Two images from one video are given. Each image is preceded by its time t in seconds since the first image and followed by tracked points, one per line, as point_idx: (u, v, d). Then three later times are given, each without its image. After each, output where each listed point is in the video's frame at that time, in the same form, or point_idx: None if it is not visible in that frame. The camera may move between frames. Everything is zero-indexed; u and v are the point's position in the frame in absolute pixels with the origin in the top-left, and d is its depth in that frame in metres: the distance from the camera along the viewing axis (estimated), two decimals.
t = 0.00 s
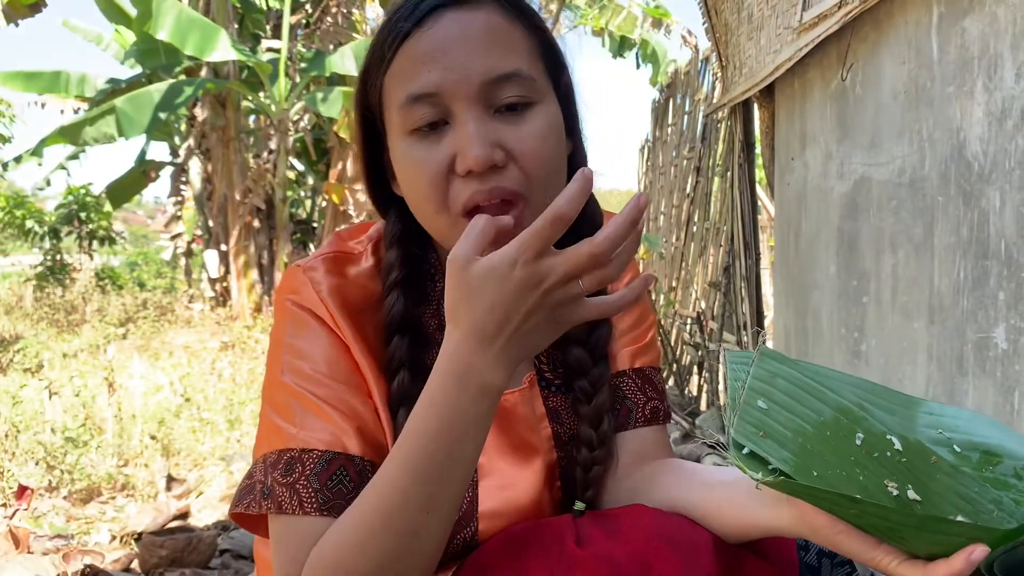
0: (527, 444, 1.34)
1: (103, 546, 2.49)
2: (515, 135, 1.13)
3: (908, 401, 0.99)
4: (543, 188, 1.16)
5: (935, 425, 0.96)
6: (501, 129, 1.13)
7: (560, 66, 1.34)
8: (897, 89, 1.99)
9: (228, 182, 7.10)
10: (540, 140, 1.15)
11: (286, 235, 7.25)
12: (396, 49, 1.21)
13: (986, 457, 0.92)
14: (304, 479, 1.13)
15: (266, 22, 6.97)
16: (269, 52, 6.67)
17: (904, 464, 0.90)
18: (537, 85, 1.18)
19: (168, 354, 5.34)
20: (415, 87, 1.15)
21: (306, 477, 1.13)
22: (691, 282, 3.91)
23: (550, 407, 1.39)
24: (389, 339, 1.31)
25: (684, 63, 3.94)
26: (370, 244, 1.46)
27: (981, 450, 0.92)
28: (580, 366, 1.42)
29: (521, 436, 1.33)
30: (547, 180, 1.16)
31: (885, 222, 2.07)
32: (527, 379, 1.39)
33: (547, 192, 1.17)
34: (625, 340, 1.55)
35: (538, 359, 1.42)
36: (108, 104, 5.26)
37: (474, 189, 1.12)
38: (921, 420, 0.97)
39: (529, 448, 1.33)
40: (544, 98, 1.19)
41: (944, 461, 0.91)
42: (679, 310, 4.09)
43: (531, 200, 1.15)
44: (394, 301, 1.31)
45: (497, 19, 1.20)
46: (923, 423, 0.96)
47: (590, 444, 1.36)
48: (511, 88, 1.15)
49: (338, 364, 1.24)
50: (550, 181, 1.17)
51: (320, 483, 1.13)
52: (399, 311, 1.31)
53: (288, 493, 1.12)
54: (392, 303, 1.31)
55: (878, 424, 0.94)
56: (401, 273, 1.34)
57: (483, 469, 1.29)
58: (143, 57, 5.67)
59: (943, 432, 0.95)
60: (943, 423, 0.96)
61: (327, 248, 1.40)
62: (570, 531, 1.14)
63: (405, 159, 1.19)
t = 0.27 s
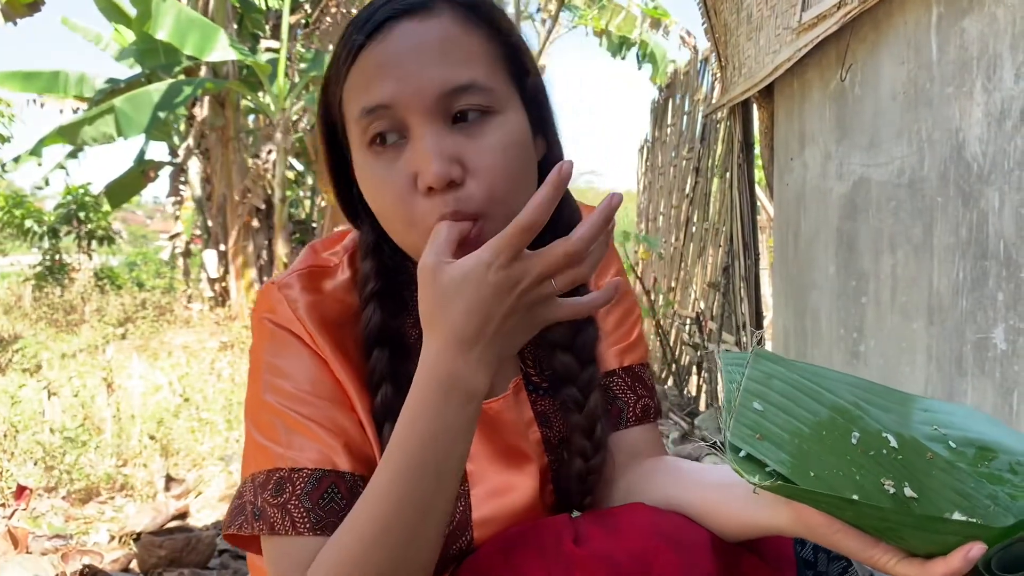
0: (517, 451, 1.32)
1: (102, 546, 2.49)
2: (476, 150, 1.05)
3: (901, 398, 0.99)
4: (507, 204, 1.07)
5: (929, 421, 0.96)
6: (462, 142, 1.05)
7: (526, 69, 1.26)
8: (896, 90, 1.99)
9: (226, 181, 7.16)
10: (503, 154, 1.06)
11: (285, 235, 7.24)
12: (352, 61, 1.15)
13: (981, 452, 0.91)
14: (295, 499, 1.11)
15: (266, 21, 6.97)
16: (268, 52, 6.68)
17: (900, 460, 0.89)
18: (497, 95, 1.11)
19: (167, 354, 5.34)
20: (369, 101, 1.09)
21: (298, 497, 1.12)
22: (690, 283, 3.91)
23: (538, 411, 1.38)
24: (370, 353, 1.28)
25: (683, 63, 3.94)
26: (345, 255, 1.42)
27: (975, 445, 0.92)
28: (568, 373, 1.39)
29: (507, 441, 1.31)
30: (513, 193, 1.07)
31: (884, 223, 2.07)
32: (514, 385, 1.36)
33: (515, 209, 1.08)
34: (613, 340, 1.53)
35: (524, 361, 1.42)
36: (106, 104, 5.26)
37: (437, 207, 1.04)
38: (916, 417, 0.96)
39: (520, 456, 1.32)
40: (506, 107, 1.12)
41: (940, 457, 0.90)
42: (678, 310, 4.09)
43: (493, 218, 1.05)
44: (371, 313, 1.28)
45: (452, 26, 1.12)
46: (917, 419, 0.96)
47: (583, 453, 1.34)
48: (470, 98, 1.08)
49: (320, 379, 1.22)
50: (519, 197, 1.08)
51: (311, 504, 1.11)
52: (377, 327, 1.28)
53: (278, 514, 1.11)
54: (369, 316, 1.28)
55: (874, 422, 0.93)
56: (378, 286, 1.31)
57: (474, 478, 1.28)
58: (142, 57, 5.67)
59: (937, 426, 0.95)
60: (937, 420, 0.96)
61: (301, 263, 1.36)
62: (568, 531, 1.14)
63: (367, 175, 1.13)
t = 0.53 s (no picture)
0: (489, 451, 1.32)
1: (100, 546, 2.48)
2: (431, 157, 1.09)
3: (884, 387, 0.99)
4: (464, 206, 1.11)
5: (913, 412, 0.96)
6: (416, 149, 1.09)
7: (480, 69, 1.28)
8: (895, 90, 1.99)
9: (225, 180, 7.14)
10: (455, 157, 1.11)
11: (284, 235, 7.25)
12: (301, 70, 1.16)
13: (961, 440, 0.93)
14: (260, 514, 1.12)
15: (265, 21, 6.97)
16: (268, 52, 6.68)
17: (883, 455, 0.91)
18: (450, 100, 1.14)
19: (166, 354, 5.33)
20: (321, 112, 1.11)
21: (262, 511, 1.12)
22: (689, 283, 3.91)
23: (514, 408, 1.37)
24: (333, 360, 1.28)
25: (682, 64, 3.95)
26: (307, 266, 1.42)
27: (957, 434, 0.93)
28: (530, 373, 1.37)
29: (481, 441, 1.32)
30: (471, 196, 1.12)
31: (883, 223, 2.07)
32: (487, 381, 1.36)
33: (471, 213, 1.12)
34: (587, 332, 1.48)
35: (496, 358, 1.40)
36: (106, 104, 5.26)
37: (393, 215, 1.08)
38: (899, 407, 0.97)
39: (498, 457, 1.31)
40: (458, 111, 1.15)
41: (922, 447, 0.92)
42: (677, 310, 4.09)
43: (449, 222, 1.09)
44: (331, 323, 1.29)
45: (403, 32, 1.14)
46: (900, 409, 0.96)
47: (552, 452, 1.32)
48: (423, 103, 1.11)
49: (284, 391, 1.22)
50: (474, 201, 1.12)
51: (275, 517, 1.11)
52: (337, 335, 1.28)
53: (246, 530, 1.11)
54: (330, 324, 1.29)
55: (856, 416, 0.94)
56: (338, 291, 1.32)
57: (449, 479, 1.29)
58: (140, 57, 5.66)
59: (921, 417, 0.95)
60: (921, 410, 0.96)
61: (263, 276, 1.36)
62: (558, 527, 1.14)
63: (322, 182, 1.16)
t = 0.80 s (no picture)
0: (459, 425, 1.32)
1: (99, 546, 2.48)
2: (431, 118, 1.15)
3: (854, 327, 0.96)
4: (460, 166, 1.18)
5: (883, 347, 0.92)
6: (417, 110, 1.15)
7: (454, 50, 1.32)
8: (893, 90, 2.00)
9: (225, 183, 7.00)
10: (451, 117, 1.17)
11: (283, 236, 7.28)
12: (294, 47, 1.16)
13: (930, 371, 0.88)
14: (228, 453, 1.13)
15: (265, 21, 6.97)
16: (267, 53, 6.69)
17: (857, 391, 0.86)
18: (441, 67, 1.19)
19: (164, 354, 5.33)
20: (326, 75, 1.13)
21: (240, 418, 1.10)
22: (688, 283, 3.91)
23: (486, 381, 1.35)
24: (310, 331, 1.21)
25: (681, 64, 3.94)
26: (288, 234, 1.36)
27: (926, 363, 0.89)
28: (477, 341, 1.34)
29: (450, 415, 1.33)
30: (462, 155, 1.19)
31: (881, 223, 2.08)
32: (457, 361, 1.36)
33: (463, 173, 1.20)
34: (567, 315, 1.44)
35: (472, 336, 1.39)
36: (105, 104, 5.26)
37: (404, 174, 1.13)
38: (867, 345, 0.93)
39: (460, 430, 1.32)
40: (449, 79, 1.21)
41: (893, 381, 0.87)
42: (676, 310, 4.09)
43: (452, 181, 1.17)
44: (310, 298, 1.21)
45: (394, 8, 1.18)
46: (869, 347, 0.92)
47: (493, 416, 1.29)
48: (418, 70, 1.16)
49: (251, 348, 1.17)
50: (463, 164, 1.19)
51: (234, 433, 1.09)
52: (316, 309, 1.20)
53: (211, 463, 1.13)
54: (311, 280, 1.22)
55: (827, 357, 0.91)
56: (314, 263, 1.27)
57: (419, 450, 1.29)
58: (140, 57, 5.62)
59: (889, 353, 0.91)
60: (889, 346, 0.93)
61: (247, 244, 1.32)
62: (543, 523, 1.12)
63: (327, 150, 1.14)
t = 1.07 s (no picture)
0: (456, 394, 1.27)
1: (98, 546, 2.48)
2: (472, 108, 1.18)
3: (812, 300, 1.05)
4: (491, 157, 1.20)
5: (840, 317, 1.02)
6: (461, 99, 1.17)
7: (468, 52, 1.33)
8: (892, 91, 2.00)
9: (224, 181, 7.22)
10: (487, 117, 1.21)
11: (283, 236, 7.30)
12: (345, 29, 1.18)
13: (882, 335, 0.98)
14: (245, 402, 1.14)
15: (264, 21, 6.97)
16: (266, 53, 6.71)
17: (820, 355, 0.96)
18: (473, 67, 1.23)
19: (164, 354, 5.33)
20: (378, 55, 1.15)
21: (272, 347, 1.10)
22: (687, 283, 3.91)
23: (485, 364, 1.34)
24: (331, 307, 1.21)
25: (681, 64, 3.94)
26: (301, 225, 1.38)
27: (881, 328, 0.99)
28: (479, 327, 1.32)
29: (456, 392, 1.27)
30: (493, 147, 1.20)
31: (880, 224, 2.08)
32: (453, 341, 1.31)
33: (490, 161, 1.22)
34: (562, 309, 1.45)
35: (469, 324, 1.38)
36: (104, 104, 5.26)
37: (448, 151, 1.14)
38: (827, 317, 1.03)
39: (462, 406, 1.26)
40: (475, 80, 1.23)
41: (851, 347, 0.97)
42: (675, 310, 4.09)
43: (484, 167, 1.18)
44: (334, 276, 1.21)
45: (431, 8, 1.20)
46: (828, 318, 1.02)
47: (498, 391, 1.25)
48: (461, 63, 1.20)
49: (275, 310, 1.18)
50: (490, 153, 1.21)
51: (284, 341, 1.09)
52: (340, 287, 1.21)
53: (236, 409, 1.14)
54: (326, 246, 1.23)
55: (790, 327, 1.00)
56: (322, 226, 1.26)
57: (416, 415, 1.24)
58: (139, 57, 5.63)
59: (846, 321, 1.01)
60: (846, 315, 1.02)
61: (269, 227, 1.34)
62: (544, 523, 1.07)
63: (370, 126, 1.16)
